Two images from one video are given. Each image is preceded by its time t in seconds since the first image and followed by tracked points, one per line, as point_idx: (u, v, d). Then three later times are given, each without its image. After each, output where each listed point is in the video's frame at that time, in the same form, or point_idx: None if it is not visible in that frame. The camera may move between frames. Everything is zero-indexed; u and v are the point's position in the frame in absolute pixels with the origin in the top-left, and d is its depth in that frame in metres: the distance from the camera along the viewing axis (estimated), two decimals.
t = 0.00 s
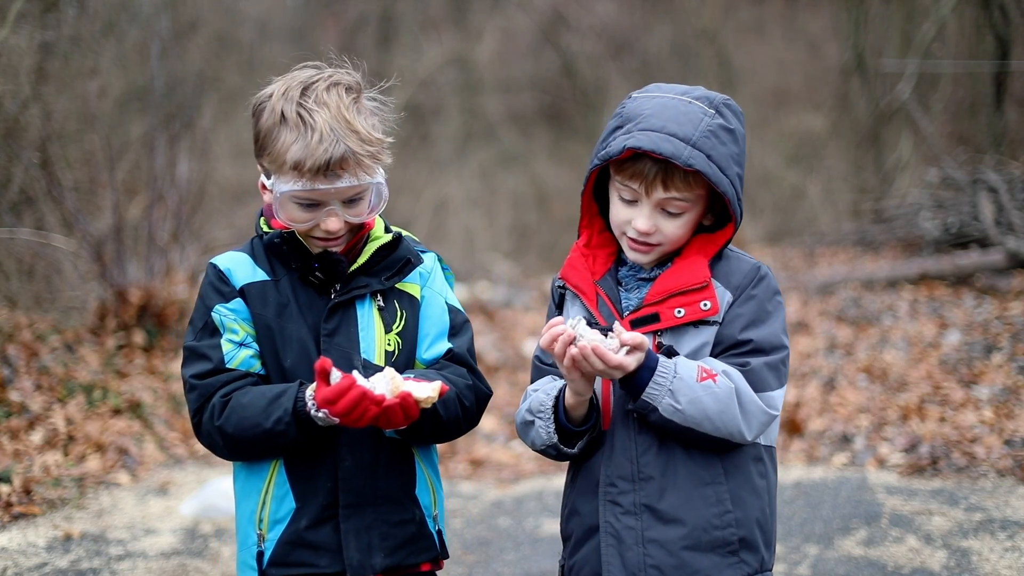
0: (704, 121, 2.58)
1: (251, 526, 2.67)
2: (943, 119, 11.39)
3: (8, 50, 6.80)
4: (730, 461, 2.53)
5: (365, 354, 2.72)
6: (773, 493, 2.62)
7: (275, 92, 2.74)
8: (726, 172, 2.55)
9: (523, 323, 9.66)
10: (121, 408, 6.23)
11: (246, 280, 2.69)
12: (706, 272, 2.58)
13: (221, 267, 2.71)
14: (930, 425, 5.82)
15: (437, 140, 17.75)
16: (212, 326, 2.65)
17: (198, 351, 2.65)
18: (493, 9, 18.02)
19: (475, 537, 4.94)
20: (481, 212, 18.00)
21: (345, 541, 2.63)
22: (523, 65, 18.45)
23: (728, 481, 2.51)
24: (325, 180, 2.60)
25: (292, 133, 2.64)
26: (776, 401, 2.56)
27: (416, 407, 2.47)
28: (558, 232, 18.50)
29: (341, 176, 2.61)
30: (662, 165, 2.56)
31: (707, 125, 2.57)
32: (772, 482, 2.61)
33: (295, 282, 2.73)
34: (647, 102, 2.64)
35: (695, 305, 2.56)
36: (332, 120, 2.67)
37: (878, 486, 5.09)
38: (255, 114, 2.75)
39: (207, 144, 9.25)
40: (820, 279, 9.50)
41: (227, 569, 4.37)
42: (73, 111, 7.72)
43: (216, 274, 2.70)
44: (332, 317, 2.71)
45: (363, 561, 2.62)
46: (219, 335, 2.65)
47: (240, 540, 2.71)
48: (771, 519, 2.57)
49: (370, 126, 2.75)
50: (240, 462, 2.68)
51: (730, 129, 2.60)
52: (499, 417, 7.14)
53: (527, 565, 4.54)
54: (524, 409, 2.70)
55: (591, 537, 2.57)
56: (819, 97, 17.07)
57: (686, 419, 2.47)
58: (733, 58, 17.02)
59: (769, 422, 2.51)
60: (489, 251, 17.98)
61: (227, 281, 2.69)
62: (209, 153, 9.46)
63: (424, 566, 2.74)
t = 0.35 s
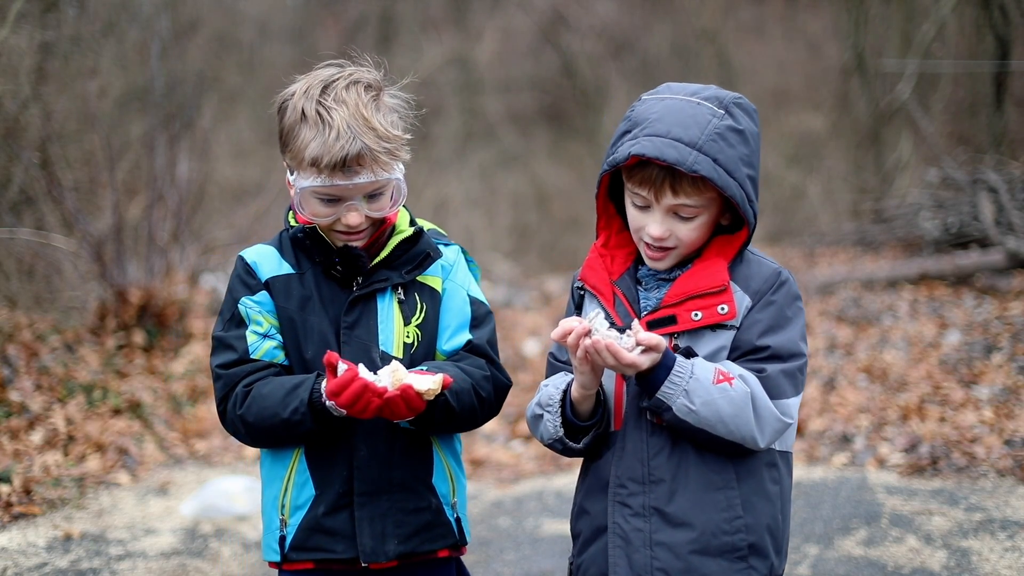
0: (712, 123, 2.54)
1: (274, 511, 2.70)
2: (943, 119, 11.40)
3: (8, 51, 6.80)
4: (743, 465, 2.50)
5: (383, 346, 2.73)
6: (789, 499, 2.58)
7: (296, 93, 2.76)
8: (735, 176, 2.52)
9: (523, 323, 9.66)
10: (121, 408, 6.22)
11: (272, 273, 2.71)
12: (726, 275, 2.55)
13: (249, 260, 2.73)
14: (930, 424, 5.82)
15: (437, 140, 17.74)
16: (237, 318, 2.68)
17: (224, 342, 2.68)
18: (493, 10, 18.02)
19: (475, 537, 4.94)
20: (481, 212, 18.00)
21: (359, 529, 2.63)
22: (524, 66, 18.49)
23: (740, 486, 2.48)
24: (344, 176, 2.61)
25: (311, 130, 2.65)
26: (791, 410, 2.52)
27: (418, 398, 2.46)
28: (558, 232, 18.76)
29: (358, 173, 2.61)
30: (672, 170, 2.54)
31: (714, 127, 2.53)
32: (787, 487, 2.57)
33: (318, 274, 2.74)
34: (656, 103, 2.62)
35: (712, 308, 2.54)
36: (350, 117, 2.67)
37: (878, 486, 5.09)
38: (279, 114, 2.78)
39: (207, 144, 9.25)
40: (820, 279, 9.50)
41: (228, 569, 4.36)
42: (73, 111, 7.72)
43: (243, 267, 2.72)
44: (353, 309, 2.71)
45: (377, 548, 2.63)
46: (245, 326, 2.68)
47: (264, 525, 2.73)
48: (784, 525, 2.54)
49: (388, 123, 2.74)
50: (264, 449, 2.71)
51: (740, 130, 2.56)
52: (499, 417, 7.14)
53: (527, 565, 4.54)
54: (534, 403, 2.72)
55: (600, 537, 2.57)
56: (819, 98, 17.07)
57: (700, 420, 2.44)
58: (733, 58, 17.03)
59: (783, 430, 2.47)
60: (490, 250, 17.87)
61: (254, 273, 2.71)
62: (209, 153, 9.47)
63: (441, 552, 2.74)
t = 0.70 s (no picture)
0: (707, 131, 2.52)
1: (280, 504, 2.77)
2: (943, 119, 11.40)
3: (8, 51, 6.80)
4: (748, 468, 2.49)
5: (385, 346, 2.74)
6: (797, 502, 2.56)
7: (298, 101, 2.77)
8: (732, 185, 2.50)
9: (523, 323, 9.67)
10: (121, 408, 6.22)
11: (284, 271, 2.76)
12: (735, 277, 2.55)
13: (264, 258, 2.79)
14: (929, 424, 5.82)
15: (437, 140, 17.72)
16: (251, 314, 2.75)
17: (238, 337, 2.75)
18: (493, 10, 18.02)
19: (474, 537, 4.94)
20: (481, 212, 18.00)
21: (348, 525, 2.66)
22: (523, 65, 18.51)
23: (744, 489, 2.47)
24: (341, 180, 2.61)
25: (308, 136, 2.66)
26: (798, 416, 2.50)
27: (394, 403, 2.49)
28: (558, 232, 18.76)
29: (354, 177, 2.61)
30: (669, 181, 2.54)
31: (709, 136, 2.51)
32: (796, 490, 2.56)
33: (329, 273, 2.77)
34: (654, 111, 2.61)
35: (720, 311, 2.53)
36: (345, 122, 2.66)
37: (878, 486, 5.09)
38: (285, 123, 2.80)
39: (207, 144, 9.25)
40: (820, 279, 9.50)
41: (229, 569, 4.36)
42: (73, 111, 7.72)
43: (259, 264, 2.79)
44: (357, 309, 2.73)
45: (366, 545, 2.66)
46: (257, 323, 2.74)
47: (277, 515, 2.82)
48: (790, 529, 2.52)
49: (386, 125, 2.72)
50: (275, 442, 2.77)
51: (736, 136, 2.53)
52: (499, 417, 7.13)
53: (527, 565, 4.54)
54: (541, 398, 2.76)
55: (603, 536, 2.58)
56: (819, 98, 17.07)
57: (708, 416, 2.43)
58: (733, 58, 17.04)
59: (788, 435, 2.45)
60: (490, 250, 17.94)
61: (267, 271, 2.77)
62: (209, 153, 9.46)
63: (438, 552, 2.74)
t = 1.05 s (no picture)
0: (699, 137, 2.51)
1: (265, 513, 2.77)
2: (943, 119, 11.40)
3: (8, 51, 6.80)
4: (745, 470, 2.49)
5: (370, 348, 2.74)
6: (793, 504, 2.57)
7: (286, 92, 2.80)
8: (725, 189, 2.49)
9: (523, 323, 9.67)
10: (121, 408, 6.22)
11: (268, 276, 2.77)
12: (734, 278, 2.55)
13: (249, 263, 2.81)
14: (929, 424, 5.82)
15: (437, 140, 17.70)
16: (235, 319, 2.76)
17: (222, 344, 2.76)
18: (493, 10, 18.01)
19: (474, 537, 4.94)
20: (481, 212, 18.01)
21: (334, 533, 2.66)
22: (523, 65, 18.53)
23: (740, 490, 2.47)
24: (327, 164, 2.63)
25: (294, 121, 2.68)
26: (795, 418, 2.50)
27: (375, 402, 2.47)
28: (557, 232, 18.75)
29: (339, 160, 2.63)
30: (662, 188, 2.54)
31: (701, 142, 2.50)
32: (792, 492, 2.56)
33: (314, 277, 2.78)
34: (646, 117, 2.60)
35: (719, 313, 2.54)
36: (332, 107, 2.69)
37: (878, 486, 5.09)
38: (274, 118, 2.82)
39: (207, 144, 9.25)
40: (820, 279, 9.50)
41: (229, 569, 4.37)
42: (73, 111, 7.73)
43: (243, 270, 2.80)
44: (342, 311, 2.73)
45: (352, 553, 2.65)
46: (241, 329, 2.76)
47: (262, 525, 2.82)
48: (786, 531, 2.52)
49: (373, 110, 2.75)
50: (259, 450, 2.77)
51: (729, 141, 2.52)
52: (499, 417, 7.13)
53: (527, 565, 4.54)
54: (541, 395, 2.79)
55: (598, 535, 2.58)
56: (819, 98, 17.06)
57: (707, 414, 2.43)
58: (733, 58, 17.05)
59: (785, 438, 2.45)
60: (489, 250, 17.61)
61: (252, 276, 2.78)
62: (209, 153, 9.46)
63: (427, 561, 2.72)
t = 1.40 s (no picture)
0: (685, 140, 2.51)
1: (234, 533, 2.73)
2: (943, 120, 11.40)
3: (8, 51, 6.79)
4: (740, 469, 2.49)
5: (347, 360, 2.72)
6: (788, 502, 2.57)
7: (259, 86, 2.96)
8: (712, 190, 2.49)
9: (523, 323, 9.67)
10: (121, 408, 6.23)
11: (236, 286, 2.76)
12: (728, 278, 2.54)
13: (216, 274, 2.79)
14: (929, 424, 5.82)
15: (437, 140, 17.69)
16: (203, 331, 2.73)
17: (188, 357, 2.73)
18: (493, 10, 18.01)
19: (475, 537, 4.94)
20: (481, 212, 18.01)
21: (313, 552, 2.63)
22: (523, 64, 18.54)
23: (736, 489, 2.47)
24: (292, 122, 2.79)
25: (261, 94, 2.85)
26: (791, 416, 2.50)
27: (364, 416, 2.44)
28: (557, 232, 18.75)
29: (303, 118, 2.79)
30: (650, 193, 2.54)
31: (687, 145, 2.50)
32: (787, 491, 2.56)
33: (285, 286, 2.77)
34: (629, 123, 2.60)
35: (712, 313, 2.54)
36: (299, 78, 2.88)
37: (878, 486, 5.09)
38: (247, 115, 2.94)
39: (207, 144, 9.25)
40: (820, 279, 9.50)
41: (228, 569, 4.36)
42: (73, 111, 7.73)
43: (210, 280, 2.78)
44: (315, 322, 2.71)
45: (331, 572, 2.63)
46: (209, 341, 2.72)
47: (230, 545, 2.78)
48: (781, 529, 2.53)
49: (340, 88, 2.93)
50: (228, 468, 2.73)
51: (715, 143, 2.51)
52: (499, 417, 7.12)
53: (527, 565, 4.54)
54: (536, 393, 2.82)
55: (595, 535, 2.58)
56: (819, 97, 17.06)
57: (707, 409, 2.43)
58: (733, 58, 17.04)
59: (781, 436, 2.45)
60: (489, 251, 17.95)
61: (220, 286, 2.77)
62: (209, 153, 9.46)
63: None
